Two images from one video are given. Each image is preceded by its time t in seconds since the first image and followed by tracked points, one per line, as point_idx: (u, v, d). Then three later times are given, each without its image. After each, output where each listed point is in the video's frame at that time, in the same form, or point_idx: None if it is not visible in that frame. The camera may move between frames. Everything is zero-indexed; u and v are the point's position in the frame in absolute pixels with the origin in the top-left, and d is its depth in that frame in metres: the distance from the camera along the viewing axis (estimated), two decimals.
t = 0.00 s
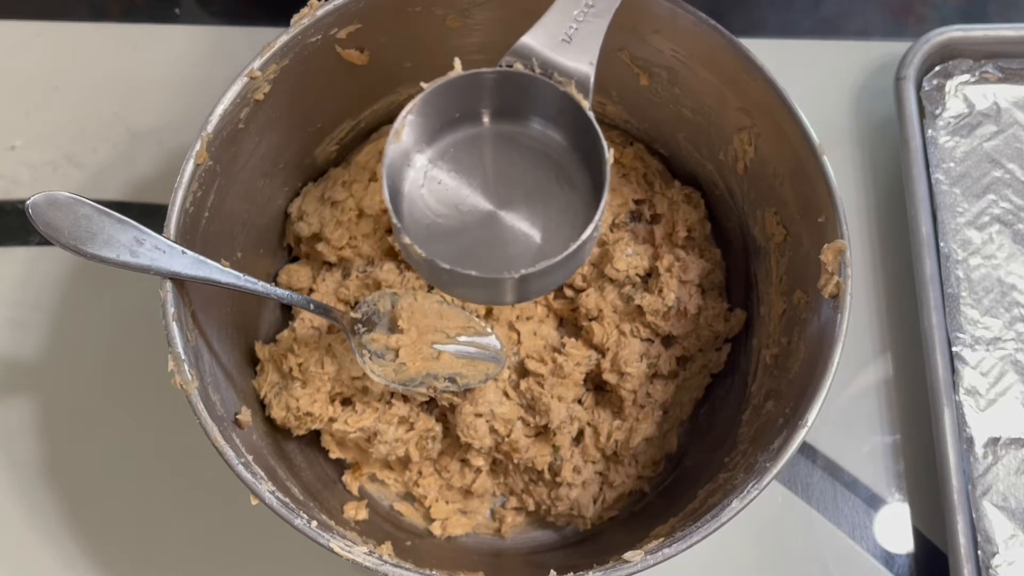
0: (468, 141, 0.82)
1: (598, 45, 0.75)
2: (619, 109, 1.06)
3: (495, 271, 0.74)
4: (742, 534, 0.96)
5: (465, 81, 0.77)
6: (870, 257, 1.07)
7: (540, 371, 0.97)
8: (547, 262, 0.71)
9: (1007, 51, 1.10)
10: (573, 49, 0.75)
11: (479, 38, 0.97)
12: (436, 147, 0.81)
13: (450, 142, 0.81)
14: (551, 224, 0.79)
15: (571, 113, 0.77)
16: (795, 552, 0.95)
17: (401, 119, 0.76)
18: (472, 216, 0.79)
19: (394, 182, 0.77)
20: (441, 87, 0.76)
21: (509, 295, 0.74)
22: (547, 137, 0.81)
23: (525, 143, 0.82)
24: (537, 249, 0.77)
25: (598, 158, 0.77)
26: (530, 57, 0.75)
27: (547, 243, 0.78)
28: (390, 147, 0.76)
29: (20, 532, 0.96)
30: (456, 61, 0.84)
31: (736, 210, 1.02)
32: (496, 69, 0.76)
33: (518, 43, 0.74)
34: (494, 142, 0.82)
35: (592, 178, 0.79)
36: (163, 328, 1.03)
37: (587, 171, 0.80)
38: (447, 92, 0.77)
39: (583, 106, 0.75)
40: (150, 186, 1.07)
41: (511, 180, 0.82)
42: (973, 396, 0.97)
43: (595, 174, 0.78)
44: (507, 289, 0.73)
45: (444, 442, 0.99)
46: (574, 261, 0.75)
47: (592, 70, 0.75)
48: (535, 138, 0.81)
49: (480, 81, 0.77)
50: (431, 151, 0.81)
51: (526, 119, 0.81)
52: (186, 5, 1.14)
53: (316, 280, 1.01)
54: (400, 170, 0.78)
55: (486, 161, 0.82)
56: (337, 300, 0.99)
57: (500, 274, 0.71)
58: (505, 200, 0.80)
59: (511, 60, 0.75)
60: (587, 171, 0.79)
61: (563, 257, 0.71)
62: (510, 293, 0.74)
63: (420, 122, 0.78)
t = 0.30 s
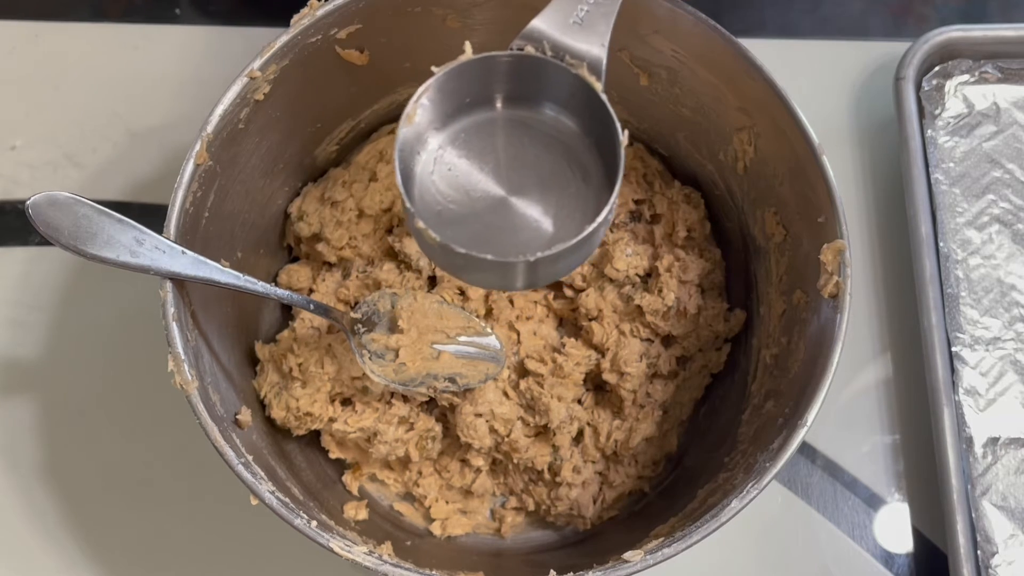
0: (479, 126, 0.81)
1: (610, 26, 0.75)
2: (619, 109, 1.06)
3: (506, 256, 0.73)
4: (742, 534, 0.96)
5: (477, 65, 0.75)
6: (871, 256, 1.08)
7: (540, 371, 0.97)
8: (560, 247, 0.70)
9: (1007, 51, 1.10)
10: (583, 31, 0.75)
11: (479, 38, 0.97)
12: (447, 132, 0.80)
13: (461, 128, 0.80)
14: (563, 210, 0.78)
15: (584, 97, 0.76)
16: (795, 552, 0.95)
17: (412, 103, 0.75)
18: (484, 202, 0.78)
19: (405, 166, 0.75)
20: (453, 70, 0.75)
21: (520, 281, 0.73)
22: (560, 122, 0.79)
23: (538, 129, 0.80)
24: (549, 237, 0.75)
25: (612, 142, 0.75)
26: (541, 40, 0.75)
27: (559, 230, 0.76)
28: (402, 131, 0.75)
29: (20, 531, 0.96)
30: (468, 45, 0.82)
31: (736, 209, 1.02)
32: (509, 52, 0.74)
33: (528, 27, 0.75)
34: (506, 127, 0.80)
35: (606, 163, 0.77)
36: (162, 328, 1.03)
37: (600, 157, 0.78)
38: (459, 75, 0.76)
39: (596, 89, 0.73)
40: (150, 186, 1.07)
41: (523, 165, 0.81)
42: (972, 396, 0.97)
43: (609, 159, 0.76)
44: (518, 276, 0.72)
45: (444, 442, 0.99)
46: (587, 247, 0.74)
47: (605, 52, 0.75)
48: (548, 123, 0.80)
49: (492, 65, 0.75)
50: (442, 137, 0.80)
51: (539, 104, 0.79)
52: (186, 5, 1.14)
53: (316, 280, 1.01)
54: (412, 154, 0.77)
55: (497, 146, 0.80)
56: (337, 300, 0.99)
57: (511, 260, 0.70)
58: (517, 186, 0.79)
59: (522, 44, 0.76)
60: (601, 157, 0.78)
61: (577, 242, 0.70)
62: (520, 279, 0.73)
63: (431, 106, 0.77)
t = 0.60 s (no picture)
0: (478, 125, 0.81)
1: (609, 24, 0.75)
2: (619, 109, 1.06)
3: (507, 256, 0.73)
4: (741, 534, 0.96)
5: (478, 63, 0.76)
6: (871, 256, 1.08)
7: (541, 371, 0.97)
8: (562, 246, 0.70)
9: (1007, 51, 1.10)
10: (583, 29, 0.75)
11: (479, 38, 0.97)
12: (446, 130, 0.80)
13: (460, 126, 0.80)
14: (563, 210, 0.78)
15: (585, 96, 0.76)
16: (794, 552, 0.95)
17: (412, 101, 0.75)
18: (482, 201, 0.78)
19: (406, 164, 0.75)
20: (453, 69, 0.75)
21: (519, 282, 0.73)
22: (560, 122, 0.80)
23: (537, 128, 0.81)
24: (548, 236, 0.76)
25: (613, 142, 0.76)
26: (541, 38, 0.75)
27: (558, 229, 0.77)
28: (402, 130, 0.75)
29: (20, 531, 0.96)
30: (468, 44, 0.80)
31: (736, 209, 1.02)
32: (510, 51, 0.74)
33: (527, 25, 0.75)
34: (505, 127, 0.81)
35: (606, 163, 0.77)
36: (162, 328, 1.03)
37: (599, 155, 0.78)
38: (459, 73, 0.76)
39: (597, 88, 0.74)
40: (150, 186, 1.07)
41: (522, 165, 0.81)
42: (972, 396, 0.97)
43: (609, 158, 0.77)
44: (518, 275, 0.71)
45: (444, 442, 0.99)
46: (587, 247, 0.74)
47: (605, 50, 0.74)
48: (548, 123, 0.80)
49: (492, 63, 0.76)
50: (442, 135, 0.80)
51: (539, 103, 0.80)
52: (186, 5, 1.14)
53: (316, 280, 1.01)
54: (411, 152, 0.77)
55: (495, 145, 0.81)
56: (337, 300, 0.99)
57: (512, 260, 0.70)
58: (515, 185, 0.80)
59: (522, 41, 0.75)
60: (600, 156, 0.78)
61: (579, 241, 0.70)
62: (520, 279, 0.72)
63: (431, 104, 0.77)
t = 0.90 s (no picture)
0: (455, 133, 0.81)
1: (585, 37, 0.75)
2: (619, 109, 1.06)
3: (483, 264, 0.74)
4: (741, 534, 0.96)
5: (454, 73, 0.76)
6: (869, 257, 1.08)
7: (540, 371, 0.97)
8: (536, 255, 0.71)
9: (1007, 51, 1.10)
10: (558, 41, 0.75)
11: (479, 38, 0.97)
12: (422, 139, 0.80)
13: (437, 135, 0.81)
14: (539, 218, 0.79)
15: (560, 107, 0.77)
16: (794, 552, 0.95)
17: (388, 112, 0.75)
18: (459, 209, 0.79)
19: (381, 175, 0.76)
20: (428, 80, 0.75)
21: (496, 288, 0.74)
22: (535, 131, 0.80)
23: (513, 137, 0.81)
24: (524, 243, 0.77)
25: (587, 152, 0.76)
26: (517, 50, 0.75)
27: (534, 237, 0.78)
28: (377, 141, 0.75)
29: (20, 532, 0.96)
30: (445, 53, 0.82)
31: (735, 209, 1.02)
32: (486, 61, 0.75)
33: (504, 36, 0.75)
34: (481, 136, 0.81)
35: (581, 172, 0.78)
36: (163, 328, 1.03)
37: (574, 164, 0.79)
38: (435, 84, 0.76)
39: (572, 99, 0.74)
40: (150, 186, 1.07)
41: (498, 173, 0.82)
42: (972, 396, 0.97)
43: (583, 167, 0.78)
44: (495, 284, 0.73)
45: (444, 442, 0.99)
46: (562, 255, 0.75)
47: (580, 63, 0.75)
48: (524, 132, 0.81)
49: (468, 74, 0.76)
50: (418, 144, 0.80)
51: (515, 113, 0.80)
52: (186, 5, 1.14)
53: (316, 280, 1.01)
54: (387, 162, 0.77)
55: (472, 154, 0.81)
56: (337, 300, 0.99)
57: (489, 269, 0.71)
58: (491, 194, 0.81)
59: (498, 52, 0.75)
60: (575, 165, 0.79)
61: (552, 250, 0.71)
62: (497, 286, 0.74)
63: (407, 113, 0.77)
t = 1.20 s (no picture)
0: (465, 156, 0.80)
1: (594, 56, 0.75)
2: (619, 109, 1.06)
3: (495, 288, 0.72)
4: (741, 534, 0.96)
5: (466, 94, 0.75)
6: (871, 259, 1.07)
7: (541, 371, 0.97)
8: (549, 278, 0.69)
9: (1007, 51, 1.10)
10: (568, 61, 0.75)
11: (479, 38, 0.97)
12: (432, 162, 0.79)
13: (447, 157, 0.79)
14: (550, 240, 0.77)
15: (572, 128, 0.76)
16: (794, 552, 0.95)
17: (398, 134, 0.74)
18: (469, 232, 0.77)
19: (392, 197, 0.75)
20: (439, 101, 0.75)
21: (508, 313, 0.72)
22: (547, 153, 0.80)
23: (524, 159, 0.80)
24: (536, 266, 0.75)
25: (599, 174, 0.76)
26: (527, 71, 0.74)
27: (546, 260, 0.76)
28: (388, 163, 0.75)
29: (20, 531, 0.96)
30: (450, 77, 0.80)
31: (736, 209, 1.02)
32: (497, 83, 0.74)
33: (514, 57, 0.74)
34: (492, 157, 0.80)
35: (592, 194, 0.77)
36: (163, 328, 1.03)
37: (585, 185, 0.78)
38: (445, 105, 0.76)
39: (584, 120, 0.74)
40: (150, 186, 1.07)
41: (509, 195, 0.80)
42: (972, 396, 0.97)
43: (596, 189, 0.77)
44: (506, 306, 0.71)
45: (444, 442, 0.99)
46: (575, 279, 0.73)
47: (591, 83, 0.74)
48: (535, 154, 0.80)
49: (479, 95, 0.76)
50: (428, 166, 0.79)
51: (527, 133, 0.80)
52: (186, 5, 1.14)
53: (316, 279, 1.01)
54: (397, 186, 0.76)
55: (483, 176, 0.80)
56: (337, 300, 0.99)
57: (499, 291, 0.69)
58: (503, 216, 0.79)
59: (508, 73, 0.75)
60: (587, 187, 0.78)
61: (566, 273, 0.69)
62: (509, 310, 0.71)
63: (417, 135, 0.77)
